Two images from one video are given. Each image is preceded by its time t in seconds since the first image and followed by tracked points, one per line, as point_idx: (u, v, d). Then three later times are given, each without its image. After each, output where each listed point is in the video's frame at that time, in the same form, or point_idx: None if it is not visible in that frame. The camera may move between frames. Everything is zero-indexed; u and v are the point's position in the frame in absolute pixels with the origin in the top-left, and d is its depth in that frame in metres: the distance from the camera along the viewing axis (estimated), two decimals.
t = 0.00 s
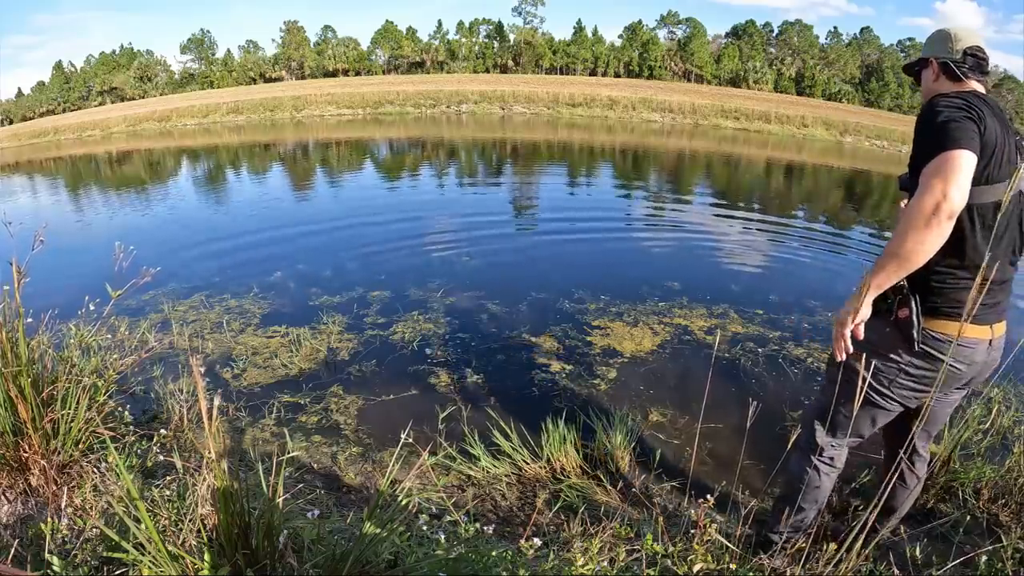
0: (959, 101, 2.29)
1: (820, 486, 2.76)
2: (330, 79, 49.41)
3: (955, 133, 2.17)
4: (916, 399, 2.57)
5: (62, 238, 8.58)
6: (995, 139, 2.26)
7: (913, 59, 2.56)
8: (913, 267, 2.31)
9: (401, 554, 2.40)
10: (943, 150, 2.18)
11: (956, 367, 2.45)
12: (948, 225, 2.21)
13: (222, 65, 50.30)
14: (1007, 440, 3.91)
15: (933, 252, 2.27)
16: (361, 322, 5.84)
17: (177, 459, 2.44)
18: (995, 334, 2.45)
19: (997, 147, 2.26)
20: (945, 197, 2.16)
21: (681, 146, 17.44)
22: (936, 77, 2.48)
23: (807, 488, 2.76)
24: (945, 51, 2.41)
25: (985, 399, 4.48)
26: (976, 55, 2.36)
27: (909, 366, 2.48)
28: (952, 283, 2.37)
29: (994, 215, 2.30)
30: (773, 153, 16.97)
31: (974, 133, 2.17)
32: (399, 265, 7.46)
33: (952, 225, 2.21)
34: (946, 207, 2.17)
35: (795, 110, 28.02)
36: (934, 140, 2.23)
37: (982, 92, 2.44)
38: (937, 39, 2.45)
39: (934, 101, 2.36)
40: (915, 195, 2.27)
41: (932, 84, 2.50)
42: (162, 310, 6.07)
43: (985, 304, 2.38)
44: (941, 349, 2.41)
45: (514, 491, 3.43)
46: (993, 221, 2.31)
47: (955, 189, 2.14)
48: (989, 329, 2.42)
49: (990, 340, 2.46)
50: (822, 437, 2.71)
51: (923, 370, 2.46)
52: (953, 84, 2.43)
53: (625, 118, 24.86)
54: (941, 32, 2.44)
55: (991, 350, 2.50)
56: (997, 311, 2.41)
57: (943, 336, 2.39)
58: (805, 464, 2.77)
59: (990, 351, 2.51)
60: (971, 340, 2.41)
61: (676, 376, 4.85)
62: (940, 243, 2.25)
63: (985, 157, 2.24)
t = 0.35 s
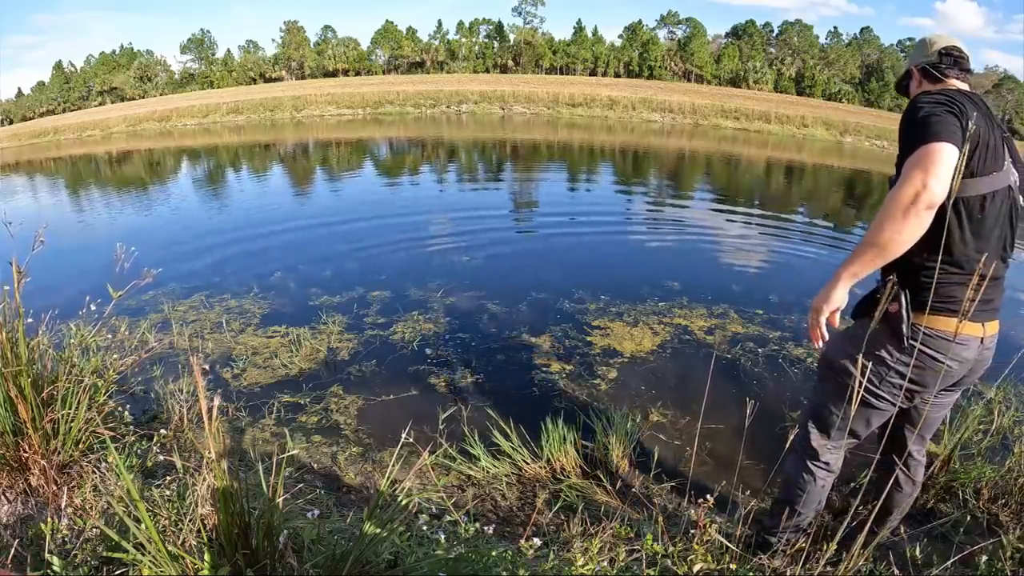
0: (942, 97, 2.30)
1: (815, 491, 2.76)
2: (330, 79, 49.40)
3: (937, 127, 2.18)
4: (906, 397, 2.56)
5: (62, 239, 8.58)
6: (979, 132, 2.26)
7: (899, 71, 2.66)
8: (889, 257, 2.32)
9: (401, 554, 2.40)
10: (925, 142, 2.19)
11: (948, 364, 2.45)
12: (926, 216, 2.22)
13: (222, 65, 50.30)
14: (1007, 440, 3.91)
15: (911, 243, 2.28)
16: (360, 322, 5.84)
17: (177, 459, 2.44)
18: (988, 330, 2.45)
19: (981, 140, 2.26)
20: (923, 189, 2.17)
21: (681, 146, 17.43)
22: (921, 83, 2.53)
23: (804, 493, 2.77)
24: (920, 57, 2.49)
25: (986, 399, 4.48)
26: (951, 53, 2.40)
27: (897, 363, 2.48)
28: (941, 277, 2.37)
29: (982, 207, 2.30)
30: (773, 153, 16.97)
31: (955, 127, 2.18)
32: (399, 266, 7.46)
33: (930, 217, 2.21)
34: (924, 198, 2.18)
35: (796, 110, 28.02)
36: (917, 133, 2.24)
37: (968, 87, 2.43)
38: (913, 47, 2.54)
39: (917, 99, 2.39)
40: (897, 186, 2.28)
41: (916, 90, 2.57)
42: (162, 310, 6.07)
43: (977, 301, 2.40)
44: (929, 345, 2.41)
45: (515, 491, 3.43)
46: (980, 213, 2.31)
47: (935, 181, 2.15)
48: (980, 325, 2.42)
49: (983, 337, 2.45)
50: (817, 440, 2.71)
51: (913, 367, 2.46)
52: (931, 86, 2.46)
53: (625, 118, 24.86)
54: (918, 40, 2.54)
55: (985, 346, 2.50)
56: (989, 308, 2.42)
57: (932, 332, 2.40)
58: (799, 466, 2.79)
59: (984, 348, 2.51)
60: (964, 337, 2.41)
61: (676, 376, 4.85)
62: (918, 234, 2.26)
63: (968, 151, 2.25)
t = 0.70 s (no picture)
0: (944, 97, 2.31)
1: (816, 492, 2.76)
2: (330, 79, 49.40)
3: (939, 123, 2.19)
4: (907, 394, 2.56)
5: (62, 238, 8.58)
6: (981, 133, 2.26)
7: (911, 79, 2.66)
8: (883, 249, 2.33)
9: (401, 554, 2.40)
10: (925, 137, 2.20)
11: (948, 361, 2.45)
12: (922, 210, 2.22)
13: (222, 65, 50.31)
14: (1007, 440, 3.91)
15: (906, 236, 2.28)
16: (360, 322, 5.84)
17: (177, 459, 2.44)
18: (989, 329, 2.45)
19: (982, 140, 2.26)
20: (919, 183, 2.18)
21: (681, 146, 17.43)
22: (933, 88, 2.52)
23: (805, 491, 2.76)
24: (933, 63, 2.49)
25: (986, 399, 4.48)
26: (962, 59, 2.40)
27: (898, 359, 2.48)
28: (942, 273, 2.37)
29: (982, 204, 2.30)
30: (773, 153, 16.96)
31: (956, 125, 2.18)
32: (399, 266, 7.46)
33: (926, 211, 2.22)
34: (920, 191, 2.18)
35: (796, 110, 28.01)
36: (919, 130, 2.25)
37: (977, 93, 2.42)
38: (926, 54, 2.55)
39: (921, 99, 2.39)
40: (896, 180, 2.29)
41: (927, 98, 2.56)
42: (162, 310, 6.07)
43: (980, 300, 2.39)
44: (929, 340, 2.41)
45: (514, 491, 3.43)
46: (980, 211, 2.30)
47: (931, 176, 2.16)
48: (982, 323, 2.42)
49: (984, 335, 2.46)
50: (820, 438, 2.70)
51: (914, 363, 2.46)
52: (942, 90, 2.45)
53: (625, 118, 24.86)
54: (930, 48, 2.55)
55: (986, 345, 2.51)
56: (992, 307, 2.42)
57: (933, 328, 2.41)
58: (801, 464, 2.78)
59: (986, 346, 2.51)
60: (965, 334, 2.42)
61: (676, 376, 4.85)
62: (914, 228, 2.27)
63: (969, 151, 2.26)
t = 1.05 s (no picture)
0: (948, 99, 2.30)
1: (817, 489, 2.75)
2: (330, 79, 49.39)
3: (939, 125, 2.19)
4: (908, 390, 2.55)
5: (62, 239, 8.58)
6: (983, 133, 2.26)
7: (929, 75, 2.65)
8: (880, 248, 2.33)
9: (401, 554, 2.40)
10: (925, 138, 2.20)
11: (949, 357, 2.44)
12: (919, 210, 2.22)
13: (222, 65, 50.34)
14: (1007, 441, 3.91)
15: (904, 236, 2.28)
16: (360, 322, 5.84)
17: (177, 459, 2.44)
18: (990, 327, 2.44)
19: (984, 142, 2.25)
20: (917, 184, 2.18)
21: (681, 146, 17.43)
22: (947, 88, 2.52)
23: (806, 488, 2.76)
24: (951, 61, 2.48)
25: (986, 399, 4.48)
26: (977, 61, 2.38)
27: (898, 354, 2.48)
28: (940, 269, 2.38)
29: (984, 204, 2.29)
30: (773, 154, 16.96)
31: (956, 127, 2.18)
32: (399, 266, 7.46)
33: (923, 212, 2.22)
34: (917, 191, 2.19)
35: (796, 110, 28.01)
36: (920, 130, 2.25)
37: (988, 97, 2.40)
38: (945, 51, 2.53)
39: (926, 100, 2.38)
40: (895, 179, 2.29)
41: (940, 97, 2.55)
42: (162, 310, 6.07)
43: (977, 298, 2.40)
44: (929, 335, 2.41)
45: (515, 491, 3.43)
46: (981, 213, 2.31)
47: (929, 176, 2.16)
48: (982, 321, 2.42)
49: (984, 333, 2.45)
50: (823, 434, 2.69)
51: (914, 359, 2.45)
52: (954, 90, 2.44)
53: (625, 118, 24.85)
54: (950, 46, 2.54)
55: (987, 344, 2.50)
56: (990, 304, 2.42)
57: (934, 324, 2.39)
58: (803, 461, 2.78)
59: (987, 344, 2.50)
60: (965, 330, 2.41)
61: (677, 376, 4.85)
62: (911, 228, 2.27)
63: (970, 151, 2.25)
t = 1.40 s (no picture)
0: (958, 100, 2.30)
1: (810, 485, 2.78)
2: (330, 79, 49.37)
3: (952, 127, 2.19)
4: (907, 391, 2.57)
5: (62, 238, 8.58)
6: (992, 137, 2.27)
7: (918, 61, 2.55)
8: (886, 249, 2.33)
9: (401, 555, 2.40)
10: (938, 139, 2.20)
11: (949, 358, 2.45)
12: (930, 214, 2.23)
13: (222, 65, 50.34)
14: (1007, 441, 3.91)
15: (912, 238, 2.29)
16: (360, 322, 5.84)
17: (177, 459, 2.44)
18: (990, 328, 2.46)
19: (995, 146, 2.27)
20: (929, 187, 2.18)
21: (681, 146, 17.42)
22: (950, 81, 2.47)
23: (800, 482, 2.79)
24: (961, 52, 2.41)
25: (986, 400, 4.48)
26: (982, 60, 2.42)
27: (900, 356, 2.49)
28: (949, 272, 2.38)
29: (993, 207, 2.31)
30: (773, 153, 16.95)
31: (970, 130, 2.19)
32: (399, 266, 7.46)
33: (934, 215, 2.23)
34: (932, 194, 2.18)
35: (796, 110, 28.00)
36: (932, 131, 2.24)
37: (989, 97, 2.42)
38: (946, 39, 2.46)
39: (934, 101, 2.37)
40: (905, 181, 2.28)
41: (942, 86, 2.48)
42: (162, 310, 6.07)
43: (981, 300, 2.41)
44: (933, 339, 2.43)
45: (515, 491, 3.43)
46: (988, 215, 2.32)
47: (942, 179, 2.16)
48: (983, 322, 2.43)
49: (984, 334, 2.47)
50: (812, 428, 2.74)
51: (915, 361, 2.47)
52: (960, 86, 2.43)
53: (625, 118, 24.85)
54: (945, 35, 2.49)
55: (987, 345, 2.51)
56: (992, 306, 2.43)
57: (936, 325, 2.41)
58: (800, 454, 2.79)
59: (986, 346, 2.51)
60: (965, 333, 2.43)
61: (677, 376, 4.85)
62: (920, 231, 2.28)
63: (978, 156, 2.26)
